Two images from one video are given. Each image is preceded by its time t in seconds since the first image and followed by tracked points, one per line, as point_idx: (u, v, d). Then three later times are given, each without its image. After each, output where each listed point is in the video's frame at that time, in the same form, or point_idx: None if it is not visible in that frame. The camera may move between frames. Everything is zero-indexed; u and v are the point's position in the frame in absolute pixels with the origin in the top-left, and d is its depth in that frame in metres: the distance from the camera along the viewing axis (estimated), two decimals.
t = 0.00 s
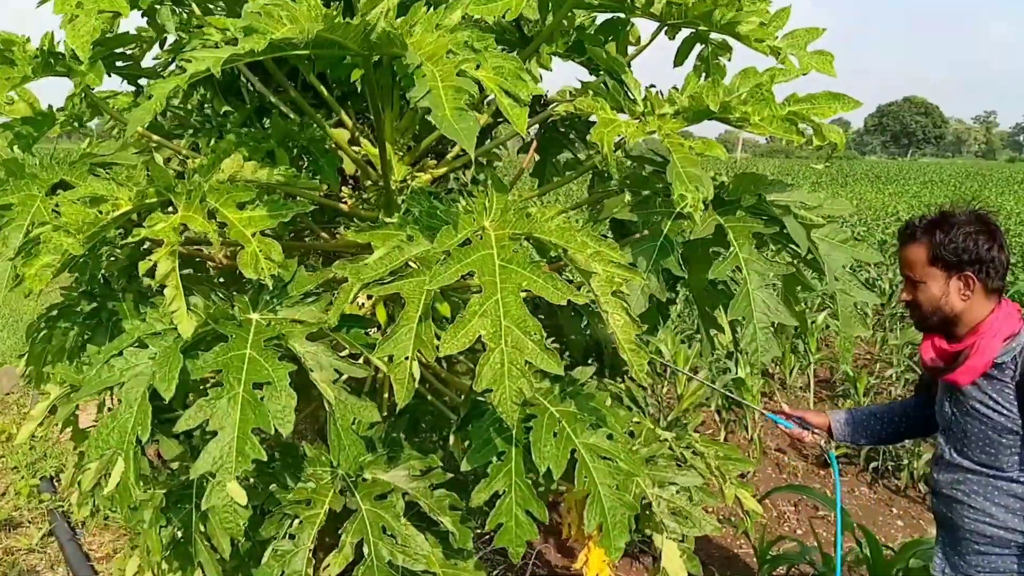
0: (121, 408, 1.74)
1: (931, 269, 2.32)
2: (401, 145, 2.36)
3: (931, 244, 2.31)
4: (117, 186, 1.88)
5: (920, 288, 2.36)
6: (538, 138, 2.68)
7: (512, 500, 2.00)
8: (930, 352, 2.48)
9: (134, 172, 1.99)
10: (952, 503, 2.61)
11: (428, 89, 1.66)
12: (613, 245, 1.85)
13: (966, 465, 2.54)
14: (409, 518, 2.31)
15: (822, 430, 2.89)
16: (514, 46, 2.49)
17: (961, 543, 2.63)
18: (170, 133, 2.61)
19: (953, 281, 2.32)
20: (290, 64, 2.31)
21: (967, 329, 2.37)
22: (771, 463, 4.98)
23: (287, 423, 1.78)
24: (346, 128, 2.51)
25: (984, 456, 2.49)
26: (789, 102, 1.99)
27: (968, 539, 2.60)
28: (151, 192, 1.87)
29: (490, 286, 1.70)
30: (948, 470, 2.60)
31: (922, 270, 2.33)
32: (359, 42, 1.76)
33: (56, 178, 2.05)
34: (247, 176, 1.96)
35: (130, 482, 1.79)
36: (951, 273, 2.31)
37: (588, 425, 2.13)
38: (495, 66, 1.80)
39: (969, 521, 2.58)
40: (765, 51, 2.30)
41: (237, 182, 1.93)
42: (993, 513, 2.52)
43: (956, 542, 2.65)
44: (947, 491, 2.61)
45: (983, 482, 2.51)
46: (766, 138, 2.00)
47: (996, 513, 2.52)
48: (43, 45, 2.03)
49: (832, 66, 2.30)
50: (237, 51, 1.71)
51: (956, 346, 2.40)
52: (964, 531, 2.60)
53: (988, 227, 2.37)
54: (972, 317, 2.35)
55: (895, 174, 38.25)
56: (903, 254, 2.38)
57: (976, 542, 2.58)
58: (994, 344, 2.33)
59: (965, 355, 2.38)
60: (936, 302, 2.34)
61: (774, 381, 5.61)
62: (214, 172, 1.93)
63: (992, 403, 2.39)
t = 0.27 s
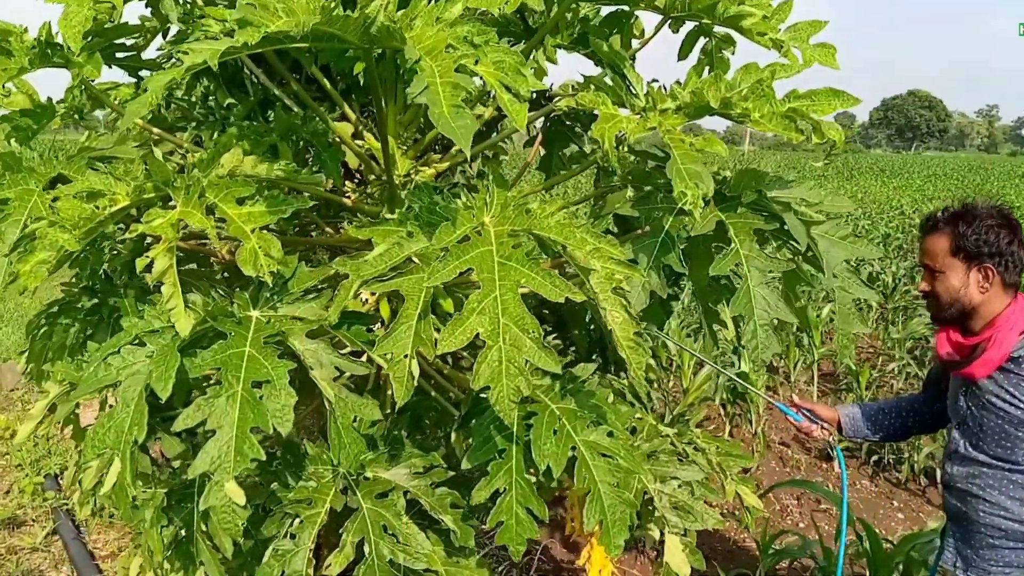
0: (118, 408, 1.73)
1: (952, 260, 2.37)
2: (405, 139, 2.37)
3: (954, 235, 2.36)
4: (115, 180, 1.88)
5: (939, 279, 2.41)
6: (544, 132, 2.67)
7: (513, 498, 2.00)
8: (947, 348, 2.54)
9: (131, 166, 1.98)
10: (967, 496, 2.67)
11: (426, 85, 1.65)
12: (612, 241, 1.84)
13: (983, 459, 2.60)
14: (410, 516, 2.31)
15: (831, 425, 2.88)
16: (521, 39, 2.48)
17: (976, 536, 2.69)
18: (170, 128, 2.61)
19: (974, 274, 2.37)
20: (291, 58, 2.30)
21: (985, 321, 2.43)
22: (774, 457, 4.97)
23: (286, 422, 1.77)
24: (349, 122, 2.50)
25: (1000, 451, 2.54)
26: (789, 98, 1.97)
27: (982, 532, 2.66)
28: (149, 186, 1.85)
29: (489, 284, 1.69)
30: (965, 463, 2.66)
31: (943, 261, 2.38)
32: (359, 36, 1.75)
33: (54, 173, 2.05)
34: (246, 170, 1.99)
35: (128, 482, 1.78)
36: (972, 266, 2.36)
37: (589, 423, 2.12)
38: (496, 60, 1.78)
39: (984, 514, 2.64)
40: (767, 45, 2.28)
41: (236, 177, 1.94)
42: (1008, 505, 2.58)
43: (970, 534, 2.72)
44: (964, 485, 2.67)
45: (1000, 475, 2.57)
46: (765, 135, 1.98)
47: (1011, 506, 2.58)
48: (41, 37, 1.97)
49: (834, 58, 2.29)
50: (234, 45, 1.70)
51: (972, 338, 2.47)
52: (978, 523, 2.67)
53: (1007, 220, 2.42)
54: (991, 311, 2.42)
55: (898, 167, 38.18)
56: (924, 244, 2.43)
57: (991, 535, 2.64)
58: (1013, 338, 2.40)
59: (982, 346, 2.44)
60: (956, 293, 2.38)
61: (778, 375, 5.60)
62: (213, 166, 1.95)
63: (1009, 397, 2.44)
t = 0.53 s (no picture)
0: (114, 405, 1.75)
1: (982, 257, 2.33)
2: (408, 133, 2.39)
3: (984, 232, 2.32)
4: (110, 174, 1.86)
5: (969, 276, 2.37)
6: (548, 125, 2.67)
7: (511, 492, 1.99)
8: (975, 345, 2.43)
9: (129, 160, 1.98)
10: (992, 492, 2.56)
11: (421, 77, 1.64)
12: (609, 237, 1.85)
13: (1011, 455, 2.50)
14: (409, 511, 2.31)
15: (848, 441, 2.91)
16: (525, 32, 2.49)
17: (998, 531, 2.58)
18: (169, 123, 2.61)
19: (1003, 271, 2.32)
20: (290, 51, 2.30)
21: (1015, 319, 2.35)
22: (778, 449, 4.96)
23: (283, 419, 1.77)
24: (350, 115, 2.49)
25: None
26: (786, 93, 1.98)
27: (1008, 528, 2.55)
28: (145, 180, 1.86)
29: (484, 280, 1.69)
30: (990, 458, 2.56)
31: (972, 259, 2.34)
32: (356, 27, 1.74)
33: (51, 167, 2.04)
34: (245, 164, 1.95)
35: (124, 478, 1.80)
36: (1002, 263, 2.31)
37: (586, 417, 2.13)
38: (493, 52, 1.77)
39: (1010, 510, 2.53)
40: (767, 39, 2.27)
41: (234, 171, 1.91)
42: None
43: (992, 530, 2.60)
44: (988, 480, 2.57)
45: None
46: (762, 130, 1.98)
47: None
48: (36, 27, 1.94)
49: (834, 52, 2.28)
50: (228, 37, 1.70)
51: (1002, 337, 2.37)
52: (1004, 519, 2.56)
53: None
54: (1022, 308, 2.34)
55: (904, 160, 38.06)
56: (955, 241, 2.40)
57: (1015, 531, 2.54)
58: None
59: (1013, 344, 2.35)
60: (985, 292, 2.34)
61: (781, 368, 5.59)
62: (210, 160, 1.91)
63: None
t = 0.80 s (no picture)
0: (111, 400, 1.76)
1: (1000, 253, 2.30)
2: (407, 128, 2.40)
3: (1001, 228, 2.30)
4: (107, 169, 1.87)
5: (986, 272, 2.34)
6: (549, 120, 2.67)
7: (508, 486, 2.00)
8: (994, 339, 2.43)
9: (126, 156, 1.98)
10: (1007, 481, 2.58)
11: (415, 73, 1.65)
12: (605, 231, 1.85)
13: None
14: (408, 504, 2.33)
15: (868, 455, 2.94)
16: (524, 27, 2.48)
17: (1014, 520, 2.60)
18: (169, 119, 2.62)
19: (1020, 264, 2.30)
20: (289, 46, 2.30)
21: None
22: (779, 443, 4.97)
23: (280, 414, 1.78)
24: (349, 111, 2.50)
25: None
26: (782, 89, 1.98)
27: None
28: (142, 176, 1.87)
29: (480, 276, 1.69)
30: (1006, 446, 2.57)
31: (990, 255, 2.31)
32: (353, 22, 1.74)
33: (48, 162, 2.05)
34: (242, 160, 1.98)
35: (122, 472, 1.82)
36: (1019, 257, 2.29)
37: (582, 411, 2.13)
38: (489, 47, 1.77)
39: None
40: (764, 33, 2.26)
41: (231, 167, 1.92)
42: None
43: (1006, 518, 2.62)
44: (1004, 469, 2.58)
45: None
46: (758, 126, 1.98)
47: None
48: (34, 22, 1.94)
49: (830, 48, 2.28)
50: (223, 32, 1.71)
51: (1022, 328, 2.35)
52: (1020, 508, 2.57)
53: None
54: None
55: (908, 155, 37.99)
56: (970, 238, 2.37)
57: None
58: None
59: None
60: (1005, 286, 2.31)
61: (782, 363, 5.59)
62: (209, 156, 1.93)
63: None
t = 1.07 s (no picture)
0: (108, 394, 1.77)
1: (1004, 246, 2.30)
2: (407, 123, 2.41)
3: (1003, 222, 2.30)
4: (104, 164, 1.88)
5: (989, 267, 2.34)
6: (550, 117, 2.65)
7: (506, 479, 2.01)
8: (999, 332, 2.43)
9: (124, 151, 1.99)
10: (1009, 469, 2.58)
11: (409, 66, 1.66)
12: (601, 226, 1.86)
13: None
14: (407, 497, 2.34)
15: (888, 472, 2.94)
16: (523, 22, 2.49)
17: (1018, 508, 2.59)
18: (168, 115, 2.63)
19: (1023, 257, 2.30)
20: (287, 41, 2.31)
21: None
22: (780, 439, 4.97)
23: (277, 408, 1.79)
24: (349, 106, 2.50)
25: None
26: (777, 83, 1.97)
27: None
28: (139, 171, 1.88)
29: (476, 269, 1.70)
30: (1007, 435, 2.57)
31: (993, 249, 2.32)
32: (348, 16, 1.75)
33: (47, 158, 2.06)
34: (239, 154, 1.98)
35: (119, 466, 1.82)
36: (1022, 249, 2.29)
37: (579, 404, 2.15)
38: (484, 41, 1.77)
39: None
40: (762, 27, 2.27)
41: (228, 161, 1.93)
42: None
43: (1009, 507, 2.61)
44: (1008, 458, 2.57)
45: None
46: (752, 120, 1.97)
47: None
48: (30, 18, 1.98)
49: (828, 41, 2.27)
50: (218, 27, 1.73)
51: None
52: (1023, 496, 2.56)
53: None
54: None
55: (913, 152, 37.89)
56: (973, 234, 2.37)
57: None
58: None
59: None
60: (1008, 278, 2.31)
61: (784, 359, 5.59)
62: (205, 150, 1.93)
63: None
